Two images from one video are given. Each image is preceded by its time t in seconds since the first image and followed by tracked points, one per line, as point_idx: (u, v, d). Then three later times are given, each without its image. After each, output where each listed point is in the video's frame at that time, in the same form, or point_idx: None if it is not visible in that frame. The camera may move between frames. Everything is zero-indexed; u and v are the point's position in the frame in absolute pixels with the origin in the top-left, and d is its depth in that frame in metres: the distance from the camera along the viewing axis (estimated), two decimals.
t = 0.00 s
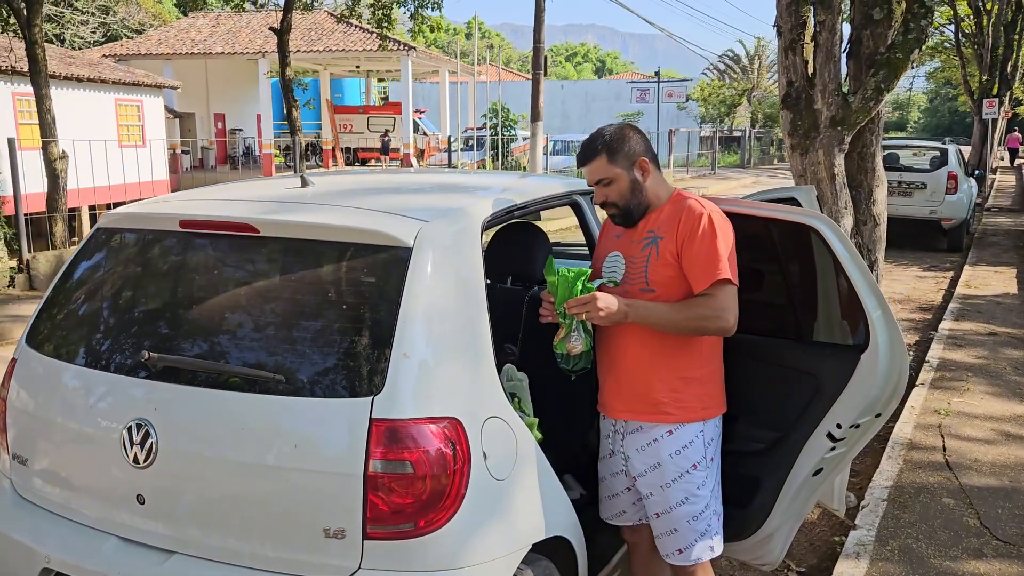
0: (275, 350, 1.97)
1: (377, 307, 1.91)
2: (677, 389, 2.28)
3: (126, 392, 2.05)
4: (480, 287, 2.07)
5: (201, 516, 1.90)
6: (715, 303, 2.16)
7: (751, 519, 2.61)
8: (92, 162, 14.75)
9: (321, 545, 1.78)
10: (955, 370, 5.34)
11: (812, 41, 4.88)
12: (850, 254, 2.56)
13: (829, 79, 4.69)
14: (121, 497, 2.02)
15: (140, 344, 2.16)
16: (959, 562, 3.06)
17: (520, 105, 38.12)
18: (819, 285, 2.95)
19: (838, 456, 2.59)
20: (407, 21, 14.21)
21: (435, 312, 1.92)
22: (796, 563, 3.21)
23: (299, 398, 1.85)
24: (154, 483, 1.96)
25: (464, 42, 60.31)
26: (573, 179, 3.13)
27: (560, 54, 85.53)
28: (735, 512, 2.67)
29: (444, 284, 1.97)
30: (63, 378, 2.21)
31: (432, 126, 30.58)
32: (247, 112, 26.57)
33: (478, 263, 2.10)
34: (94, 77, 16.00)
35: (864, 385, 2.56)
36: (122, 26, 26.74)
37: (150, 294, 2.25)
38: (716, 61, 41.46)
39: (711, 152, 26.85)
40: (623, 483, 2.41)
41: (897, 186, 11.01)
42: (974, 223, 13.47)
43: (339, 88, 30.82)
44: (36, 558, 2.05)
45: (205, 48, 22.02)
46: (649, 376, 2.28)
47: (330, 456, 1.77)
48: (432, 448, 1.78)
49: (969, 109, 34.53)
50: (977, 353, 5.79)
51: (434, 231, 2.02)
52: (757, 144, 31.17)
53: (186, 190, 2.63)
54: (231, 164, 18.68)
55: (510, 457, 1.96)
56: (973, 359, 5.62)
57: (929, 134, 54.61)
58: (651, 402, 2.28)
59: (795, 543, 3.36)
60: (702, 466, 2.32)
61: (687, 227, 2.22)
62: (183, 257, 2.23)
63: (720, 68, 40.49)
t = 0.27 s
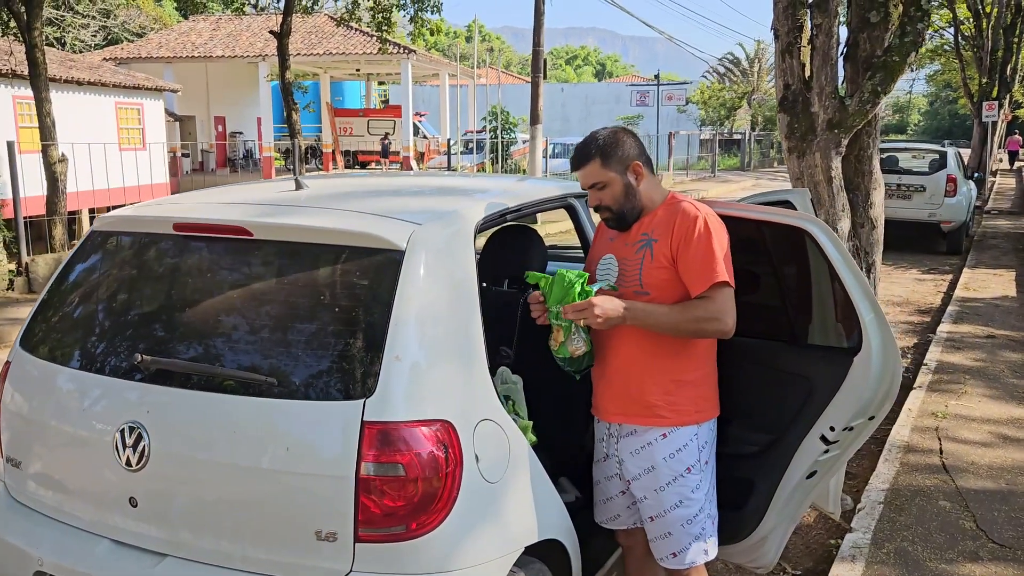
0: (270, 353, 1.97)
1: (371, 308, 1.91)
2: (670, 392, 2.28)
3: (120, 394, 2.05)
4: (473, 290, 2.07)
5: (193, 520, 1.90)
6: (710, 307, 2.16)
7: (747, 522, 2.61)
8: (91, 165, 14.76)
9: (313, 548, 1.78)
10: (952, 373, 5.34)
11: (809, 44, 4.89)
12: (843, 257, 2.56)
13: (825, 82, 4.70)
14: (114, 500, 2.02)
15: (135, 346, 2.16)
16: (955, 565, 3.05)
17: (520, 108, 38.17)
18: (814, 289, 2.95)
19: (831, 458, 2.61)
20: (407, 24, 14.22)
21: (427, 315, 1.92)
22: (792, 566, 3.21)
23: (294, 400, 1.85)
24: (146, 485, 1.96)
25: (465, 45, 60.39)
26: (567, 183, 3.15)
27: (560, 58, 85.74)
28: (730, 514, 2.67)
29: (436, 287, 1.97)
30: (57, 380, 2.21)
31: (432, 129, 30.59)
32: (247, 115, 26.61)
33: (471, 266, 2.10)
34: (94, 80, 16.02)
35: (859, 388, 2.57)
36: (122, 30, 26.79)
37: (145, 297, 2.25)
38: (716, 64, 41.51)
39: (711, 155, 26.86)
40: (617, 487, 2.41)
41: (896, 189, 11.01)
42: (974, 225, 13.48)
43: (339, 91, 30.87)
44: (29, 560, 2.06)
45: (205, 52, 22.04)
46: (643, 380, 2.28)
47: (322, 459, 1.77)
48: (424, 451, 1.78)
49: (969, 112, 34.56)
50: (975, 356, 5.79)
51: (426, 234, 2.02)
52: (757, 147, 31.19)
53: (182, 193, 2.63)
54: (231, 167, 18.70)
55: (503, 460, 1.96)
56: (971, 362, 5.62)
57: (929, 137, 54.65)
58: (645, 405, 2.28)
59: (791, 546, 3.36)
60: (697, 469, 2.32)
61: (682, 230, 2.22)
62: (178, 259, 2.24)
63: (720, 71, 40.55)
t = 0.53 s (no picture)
0: (264, 356, 1.97)
1: (365, 312, 1.90)
2: (666, 396, 2.27)
3: (114, 398, 2.05)
4: (468, 293, 2.07)
5: (185, 525, 1.90)
6: (706, 311, 2.16)
7: (742, 526, 2.60)
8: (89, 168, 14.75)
9: (305, 553, 1.77)
10: (950, 376, 5.33)
11: (806, 47, 4.89)
12: (838, 261, 2.55)
13: (822, 85, 4.70)
14: (106, 504, 2.01)
15: (130, 350, 2.16)
16: (952, 569, 3.04)
17: (519, 111, 38.19)
18: (810, 292, 2.95)
19: (826, 462, 2.61)
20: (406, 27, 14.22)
21: (421, 318, 1.91)
22: (789, 569, 3.21)
23: (287, 405, 1.84)
24: (138, 490, 1.96)
25: (464, 48, 60.42)
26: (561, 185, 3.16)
27: (559, 61, 85.83)
28: (726, 518, 2.67)
29: (429, 290, 1.96)
30: (50, 385, 2.20)
31: (431, 132, 30.61)
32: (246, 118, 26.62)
33: (465, 269, 2.10)
34: (93, 83, 16.02)
35: (855, 393, 2.57)
36: (121, 32, 26.80)
37: (139, 300, 2.24)
38: (715, 67, 41.55)
39: (710, 157, 26.88)
40: (613, 491, 2.40)
41: (895, 192, 11.02)
42: (973, 228, 13.47)
43: (339, 94, 30.87)
44: (21, 565, 2.05)
45: (204, 55, 22.04)
46: (638, 384, 2.28)
47: (316, 464, 1.76)
48: (417, 455, 1.78)
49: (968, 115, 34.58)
50: (973, 358, 5.79)
51: (420, 238, 2.02)
52: (756, 150, 31.20)
53: (178, 196, 2.63)
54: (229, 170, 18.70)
55: (497, 464, 1.96)
56: (969, 365, 5.61)
57: (928, 140, 54.67)
58: (640, 409, 2.27)
59: (788, 550, 3.35)
60: (692, 474, 2.31)
61: (678, 233, 2.21)
62: (173, 262, 2.23)
63: (720, 74, 40.59)
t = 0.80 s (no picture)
0: (261, 359, 1.96)
1: (362, 314, 1.90)
2: (664, 399, 2.27)
3: (110, 402, 2.04)
4: (465, 297, 2.06)
5: (181, 529, 1.89)
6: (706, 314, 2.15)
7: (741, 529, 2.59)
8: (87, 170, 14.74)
9: (302, 557, 1.76)
10: (949, 377, 5.33)
11: (804, 48, 4.89)
12: (837, 264, 2.55)
13: (821, 86, 4.69)
14: (102, 508, 2.01)
15: (127, 353, 2.15)
16: (952, 572, 3.03)
17: (518, 113, 38.20)
18: (809, 295, 2.94)
19: (825, 465, 2.60)
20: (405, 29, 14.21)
21: (419, 321, 1.91)
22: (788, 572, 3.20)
23: (285, 408, 1.84)
24: (134, 493, 1.95)
25: (463, 50, 60.43)
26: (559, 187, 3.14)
27: (558, 63, 85.95)
28: (724, 522, 2.66)
29: (426, 293, 1.95)
30: (47, 389, 2.19)
31: (430, 134, 30.63)
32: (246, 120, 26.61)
33: (463, 272, 2.10)
34: (92, 85, 16.01)
35: (854, 396, 2.57)
36: (120, 35, 26.80)
37: (136, 303, 2.23)
38: (714, 69, 41.57)
39: (709, 159, 26.89)
40: (611, 494, 2.40)
41: (893, 193, 11.02)
42: (971, 230, 13.47)
43: (338, 96, 30.87)
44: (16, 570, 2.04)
45: (204, 57, 22.03)
46: (636, 386, 2.27)
47: (313, 467, 1.76)
48: (415, 458, 1.77)
49: (967, 117, 34.61)
50: (972, 360, 5.78)
51: (417, 240, 2.01)
52: (755, 151, 31.21)
53: (175, 198, 2.62)
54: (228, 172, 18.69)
55: (495, 468, 1.95)
56: (968, 366, 5.61)
57: (927, 142, 54.69)
58: (639, 412, 2.27)
59: (787, 553, 3.34)
60: (691, 477, 2.30)
61: (675, 236, 2.20)
62: (170, 264, 2.22)
63: (719, 75, 40.62)
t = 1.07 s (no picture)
0: (261, 362, 1.96)
1: (362, 316, 1.89)
2: (664, 401, 2.26)
3: (110, 405, 2.03)
4: (465, 299, 2.06)
5: (181, 532, 1.89)
6: (705, 316, 2.15)
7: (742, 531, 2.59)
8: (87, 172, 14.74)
9: (302, 560, 1.76)
10: (950, 377, 5.33)
11: (803, 49, 4.89)
12: (837, 264, 2.55)
13: (820, 87, 4.69)
14: (101, 511, 2.00)
15: (126, 356, 2.14)
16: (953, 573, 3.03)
17: (518, 114, 38.20)
18: (809, 295, 2.94)
19: (826, 466, 2.60)
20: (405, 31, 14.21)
21: (418, 323, 1.90)
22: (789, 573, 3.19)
23: (285, 410, 1.83)
24: (133, 497, 1.94)
25: (463, 50, 60.45)
26: (559, 188, 3.13)
27: (557, 63, 86.03)
28: (725, 523, 2.65)
29: (426, 295, 1.95)
30: (46, 392, 2.19)
31: (430, 135, 30.61)
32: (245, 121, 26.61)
33: (463, 274, 2.09)
34: (91, 87, 16.01)
35: (855, 397, 2.56)
36: (120, 36, 26.81)
37: (136, 305, 2.23)
38: (714, 69, 41.59)
39: (709, 159, 26.90)
40: (612, 496, 2.39)
41: (893, 193, 11.02)
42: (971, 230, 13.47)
43: (337, 97, 30.88)
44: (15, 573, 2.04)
45: (203, 58, 22.02)
46: (636, 388, 2.27)
47: (313, 469, 1.75)
48: (415, 461, 1.77)
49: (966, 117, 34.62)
50: (973, 360, 5.78)
51: (416, 242, 2.01)
52: (755, 152, 31.20)
53: (175, 200, 2.62)
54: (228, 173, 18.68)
55: (495, 470, 1.94)
56: (969, 366, 5.60)
57: (926, 142, 54.69)
58: (638, 414, 2.26)
59: (788, 554, 3.34)
60: (690, 479, 2.30)
61: (674, 238, 2.20)
62: (170, 267, 2.22)
63: (718, 76, 40.62)
